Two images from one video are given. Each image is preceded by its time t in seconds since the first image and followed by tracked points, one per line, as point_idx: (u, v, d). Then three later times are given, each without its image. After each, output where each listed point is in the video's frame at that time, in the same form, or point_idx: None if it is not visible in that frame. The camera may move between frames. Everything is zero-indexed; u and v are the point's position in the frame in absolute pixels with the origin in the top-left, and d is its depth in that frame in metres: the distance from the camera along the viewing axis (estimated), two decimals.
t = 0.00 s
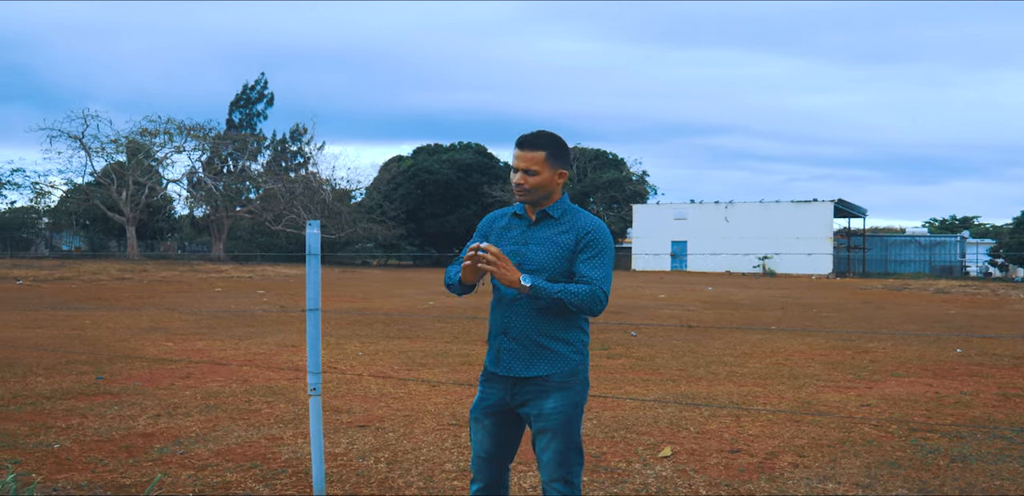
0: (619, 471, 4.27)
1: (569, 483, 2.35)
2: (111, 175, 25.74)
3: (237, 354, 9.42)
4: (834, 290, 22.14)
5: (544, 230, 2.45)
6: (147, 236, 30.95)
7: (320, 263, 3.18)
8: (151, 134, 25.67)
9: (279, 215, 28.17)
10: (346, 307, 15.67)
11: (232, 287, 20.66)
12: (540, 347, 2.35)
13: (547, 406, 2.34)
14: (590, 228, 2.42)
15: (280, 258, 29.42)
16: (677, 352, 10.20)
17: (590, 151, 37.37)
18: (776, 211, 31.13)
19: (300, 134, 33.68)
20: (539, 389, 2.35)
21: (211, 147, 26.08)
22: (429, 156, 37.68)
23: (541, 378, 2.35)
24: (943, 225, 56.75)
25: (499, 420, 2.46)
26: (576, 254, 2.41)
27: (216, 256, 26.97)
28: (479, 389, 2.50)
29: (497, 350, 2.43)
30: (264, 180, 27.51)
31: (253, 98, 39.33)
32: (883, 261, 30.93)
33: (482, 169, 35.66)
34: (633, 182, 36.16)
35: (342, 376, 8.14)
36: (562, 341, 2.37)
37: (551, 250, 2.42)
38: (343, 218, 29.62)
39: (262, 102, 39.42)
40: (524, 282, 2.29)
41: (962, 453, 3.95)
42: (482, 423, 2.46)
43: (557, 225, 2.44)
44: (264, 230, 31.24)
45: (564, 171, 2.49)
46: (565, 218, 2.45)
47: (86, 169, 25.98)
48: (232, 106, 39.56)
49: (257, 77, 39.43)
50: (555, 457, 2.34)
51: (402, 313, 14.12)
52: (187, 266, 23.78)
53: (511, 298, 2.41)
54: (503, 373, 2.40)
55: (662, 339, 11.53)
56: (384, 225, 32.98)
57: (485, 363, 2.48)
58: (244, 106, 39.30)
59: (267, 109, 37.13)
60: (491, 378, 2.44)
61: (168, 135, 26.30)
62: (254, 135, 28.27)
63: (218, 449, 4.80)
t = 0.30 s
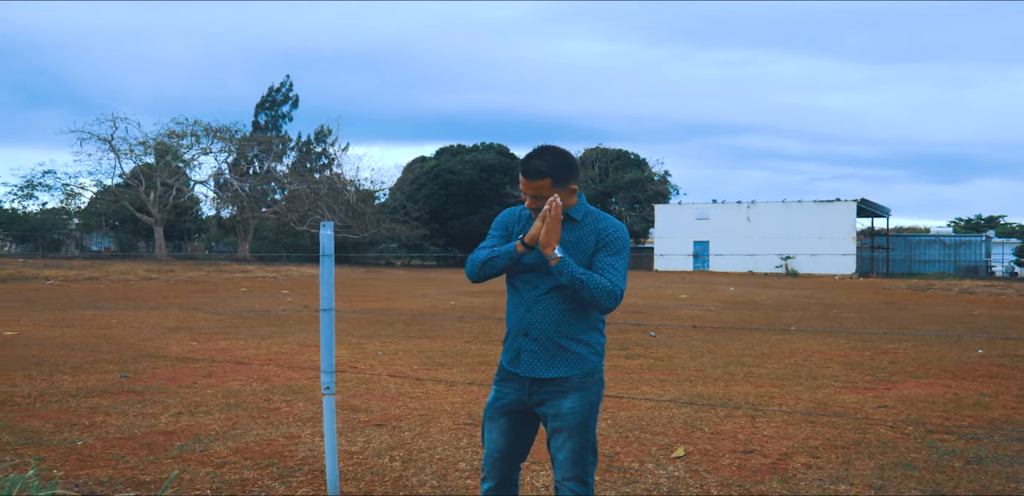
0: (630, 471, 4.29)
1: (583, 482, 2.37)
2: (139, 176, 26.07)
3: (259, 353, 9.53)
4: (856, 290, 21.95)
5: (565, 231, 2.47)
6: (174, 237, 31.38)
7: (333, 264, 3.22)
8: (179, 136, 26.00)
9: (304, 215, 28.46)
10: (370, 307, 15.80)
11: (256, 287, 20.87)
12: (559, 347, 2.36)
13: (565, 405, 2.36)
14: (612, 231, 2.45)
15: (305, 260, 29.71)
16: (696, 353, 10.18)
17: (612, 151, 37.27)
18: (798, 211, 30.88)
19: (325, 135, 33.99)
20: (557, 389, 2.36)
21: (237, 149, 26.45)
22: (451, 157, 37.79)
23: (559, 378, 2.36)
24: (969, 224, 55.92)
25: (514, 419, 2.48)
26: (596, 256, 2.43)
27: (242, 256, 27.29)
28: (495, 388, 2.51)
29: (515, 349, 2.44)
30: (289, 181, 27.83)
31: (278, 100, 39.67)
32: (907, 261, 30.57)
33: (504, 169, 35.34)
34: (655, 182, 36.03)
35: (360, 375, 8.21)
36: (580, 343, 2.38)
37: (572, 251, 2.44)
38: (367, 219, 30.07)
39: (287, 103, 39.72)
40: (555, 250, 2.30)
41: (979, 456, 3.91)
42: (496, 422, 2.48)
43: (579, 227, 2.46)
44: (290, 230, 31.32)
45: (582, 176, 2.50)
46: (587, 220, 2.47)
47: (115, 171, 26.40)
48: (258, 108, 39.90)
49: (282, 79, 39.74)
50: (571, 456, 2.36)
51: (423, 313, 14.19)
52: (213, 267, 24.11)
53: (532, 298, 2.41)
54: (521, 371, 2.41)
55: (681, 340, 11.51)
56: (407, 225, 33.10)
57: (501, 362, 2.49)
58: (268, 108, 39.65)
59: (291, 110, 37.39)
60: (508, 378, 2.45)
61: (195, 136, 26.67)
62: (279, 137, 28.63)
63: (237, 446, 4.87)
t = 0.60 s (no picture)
0: (647, 472, 4.29)
1: (593, 482, 2.40)
2: (171, 178, 26.39)
3: (284, 353, 9.65)
4: (883, 291, 21.69)
5: (577, 236, 2.50)
6: (204, 238, 31.82)
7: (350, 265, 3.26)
8: (209, 138, 26.37)
9: (331, 216, 28.76)
10: (395, 307, 15.92)
11: (284, 286, 21.12)
12: (571, 349, 2.40)
13: (576, 405, 2.39)
14: (622, 236, 2.48)
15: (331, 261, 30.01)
16: (719, 354, 10.13)
17: (638, 151, 37.23)
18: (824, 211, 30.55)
19: (352, 136, 34.29)
20: (568, 389, 2.39)
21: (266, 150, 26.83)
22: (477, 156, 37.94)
23: (569, 378, 2.39)
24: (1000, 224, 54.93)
25: (526, 419, 2.50)
26: (606, 260, 2.48)
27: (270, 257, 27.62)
28: (506, 388, 2.53)
29: (526, 350, 2.46)
30: (317, 182, 28.15)
31: (307, 102, 40.07)
32: (936, 262, 30.12)
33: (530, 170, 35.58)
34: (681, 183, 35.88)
35: (383, 374, 8.27)
36: (590, 345, 2.42)
37: (582, 254, 2.48)
38: (395, 219, 29.97)
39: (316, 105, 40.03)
40: (567, 261, 2.35)
41: (1002, 459, 3.86)
42: (508, 421, 2.50)
43: (590, 231, 2.49)
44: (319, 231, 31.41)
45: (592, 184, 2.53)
46: (597, 224, 2.51)
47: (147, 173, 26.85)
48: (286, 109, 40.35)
49: (310, 81, 40.15)
50: (582, 454, 2.39)
51: (447, 314, 14.26)
52: (242, 267, 24.45)
53: (543, 300, 2.44)
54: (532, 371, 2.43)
55: (704, 341, 11.46)
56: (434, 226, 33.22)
57: (512, 362, 2.51)
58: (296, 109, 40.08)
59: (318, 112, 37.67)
60: (520, 378, 2.47)
61: (225, 138, 27.01)
62: (308, 139, 28.93)
63: (260, 444, 4.94)
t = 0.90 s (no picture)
0: (668, 472, 4.30)
1: (607, 479, 2.44)
2: (204, 179, 26.91)
3: (311, 352, 9.78)
4: (914, 292, 21.38)
5: (583, 237, 2.53)
6: (237, 238, 32.35)
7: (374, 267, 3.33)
8: (242, 140, 26.79)
9: (361, 217, 29.07)
10: (423, 308, 16.04)
11: (314, 287, 21.38)
12: (579, 349, 2.44)
13: (585, 404, 2.43)
14: (627, 236, 2.51)
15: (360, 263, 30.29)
16: (746, 355, 10.07)
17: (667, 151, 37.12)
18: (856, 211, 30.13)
19: (382, 137, 34.61)
20: (578, 388, 2.43)
21: (297, 152, 27.26)
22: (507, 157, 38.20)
23: (578, 378, 2.43)
24: None
25: (540, 418, 2.55)
26: (611, 261, 2.51)
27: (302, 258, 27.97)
28: (519, 389, 2.57)
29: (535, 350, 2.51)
30: (348, 183, 28.40)
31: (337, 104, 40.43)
32: (971, 263, 29.53)
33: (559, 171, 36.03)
34: (711, 183, 35.66)
35: (409, 374, 8.35)
36: (598, 345, 2.45)
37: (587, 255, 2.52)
38: (423, 221, 30.20)
39: (346, 106, 40.38)
40: (572, 262, 2.39)
41: None
42: (523, 420, 2.54)
43: (595, 232, 2.53)
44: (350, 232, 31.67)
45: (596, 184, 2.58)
46: (602, 225, 2.54)
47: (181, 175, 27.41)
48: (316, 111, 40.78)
49: (340, 83, 40.53)
50: (595, 453, 2.43)
51: (474, 314, 14.33)
52: (274, 268, 24.87)
53: (551, 302, 2.48)
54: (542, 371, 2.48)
55: (731, 342, 11.40)
56: (463, 226, 33.34)
57: (523, 363, 2.56)
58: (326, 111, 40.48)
59: (347, 113, 38.01)
60: (531, 379, 2.51)
61: (257, 140, 27.47)
62: (338, 140, 29.30)
63: (287, 442, 5.02)
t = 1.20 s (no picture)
0: (692, 473, 4.28)
1: (618, 477, 2.48)
2: (236, 181, 27.31)
3: (340, 353, 9.88)
4: (948, 294, 20.96)
5: (583, 236, 2.60)
6: (268, 239, 32.76)
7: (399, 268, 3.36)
8: (273, 141, 27.11)
9: (392, 218, 29.28)
10: (451, 308, 16.10)
11: (344, 288, 21.55)
12: (583, 348, 2.49)
13: (590, 403, 2.48)
14: (625, 232, 2.56)
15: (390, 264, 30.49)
16: (775, 357, 9.95)
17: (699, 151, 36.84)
18: (890, 212, 29.64)
19: (414, 139, 34.87)
20: (583, 387, 2.49)
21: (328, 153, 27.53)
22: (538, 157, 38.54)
23: (583, 376, 2.48)
24: None
25: (550, 417, 2.61)
26: (612, 260, 2.55)
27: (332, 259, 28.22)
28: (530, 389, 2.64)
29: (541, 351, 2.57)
30: (378, 185, 28.61)
31: (369, 104, 40.72)
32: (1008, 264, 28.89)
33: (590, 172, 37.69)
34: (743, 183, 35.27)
35: (436, 375, 8.40)
36: (601, 344, 2.50)
37: (588, 255, 2.57)
38: (454, 221, 30.31)
39: (377, 107, 40.66)
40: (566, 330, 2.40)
41: None
42: (534, 418, 2.61)
43: (594, 230, 2.59)
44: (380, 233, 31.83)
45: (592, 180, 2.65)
46: (602, 223, 2.60)
47: (214, 176, 27.84)
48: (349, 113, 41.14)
49: (373, 84, 40.84)
50: (603, 451, 2.48)
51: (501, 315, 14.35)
52: (304, 268, 25.15)
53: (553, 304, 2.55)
54: (549, 372, 2.54)
55: (760, 344, 11.28)
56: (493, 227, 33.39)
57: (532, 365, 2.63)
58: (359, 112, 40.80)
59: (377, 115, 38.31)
60: (539, 378, 2.58)
61: (288, 141, 27.83)
62: (369, 141, 29.56)
63: (314, 442, 5.07)
